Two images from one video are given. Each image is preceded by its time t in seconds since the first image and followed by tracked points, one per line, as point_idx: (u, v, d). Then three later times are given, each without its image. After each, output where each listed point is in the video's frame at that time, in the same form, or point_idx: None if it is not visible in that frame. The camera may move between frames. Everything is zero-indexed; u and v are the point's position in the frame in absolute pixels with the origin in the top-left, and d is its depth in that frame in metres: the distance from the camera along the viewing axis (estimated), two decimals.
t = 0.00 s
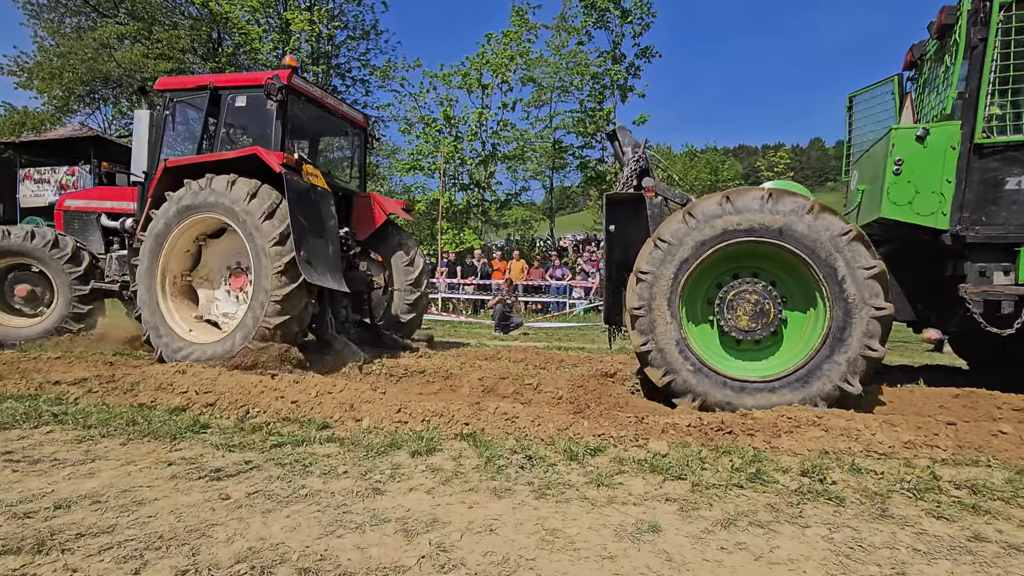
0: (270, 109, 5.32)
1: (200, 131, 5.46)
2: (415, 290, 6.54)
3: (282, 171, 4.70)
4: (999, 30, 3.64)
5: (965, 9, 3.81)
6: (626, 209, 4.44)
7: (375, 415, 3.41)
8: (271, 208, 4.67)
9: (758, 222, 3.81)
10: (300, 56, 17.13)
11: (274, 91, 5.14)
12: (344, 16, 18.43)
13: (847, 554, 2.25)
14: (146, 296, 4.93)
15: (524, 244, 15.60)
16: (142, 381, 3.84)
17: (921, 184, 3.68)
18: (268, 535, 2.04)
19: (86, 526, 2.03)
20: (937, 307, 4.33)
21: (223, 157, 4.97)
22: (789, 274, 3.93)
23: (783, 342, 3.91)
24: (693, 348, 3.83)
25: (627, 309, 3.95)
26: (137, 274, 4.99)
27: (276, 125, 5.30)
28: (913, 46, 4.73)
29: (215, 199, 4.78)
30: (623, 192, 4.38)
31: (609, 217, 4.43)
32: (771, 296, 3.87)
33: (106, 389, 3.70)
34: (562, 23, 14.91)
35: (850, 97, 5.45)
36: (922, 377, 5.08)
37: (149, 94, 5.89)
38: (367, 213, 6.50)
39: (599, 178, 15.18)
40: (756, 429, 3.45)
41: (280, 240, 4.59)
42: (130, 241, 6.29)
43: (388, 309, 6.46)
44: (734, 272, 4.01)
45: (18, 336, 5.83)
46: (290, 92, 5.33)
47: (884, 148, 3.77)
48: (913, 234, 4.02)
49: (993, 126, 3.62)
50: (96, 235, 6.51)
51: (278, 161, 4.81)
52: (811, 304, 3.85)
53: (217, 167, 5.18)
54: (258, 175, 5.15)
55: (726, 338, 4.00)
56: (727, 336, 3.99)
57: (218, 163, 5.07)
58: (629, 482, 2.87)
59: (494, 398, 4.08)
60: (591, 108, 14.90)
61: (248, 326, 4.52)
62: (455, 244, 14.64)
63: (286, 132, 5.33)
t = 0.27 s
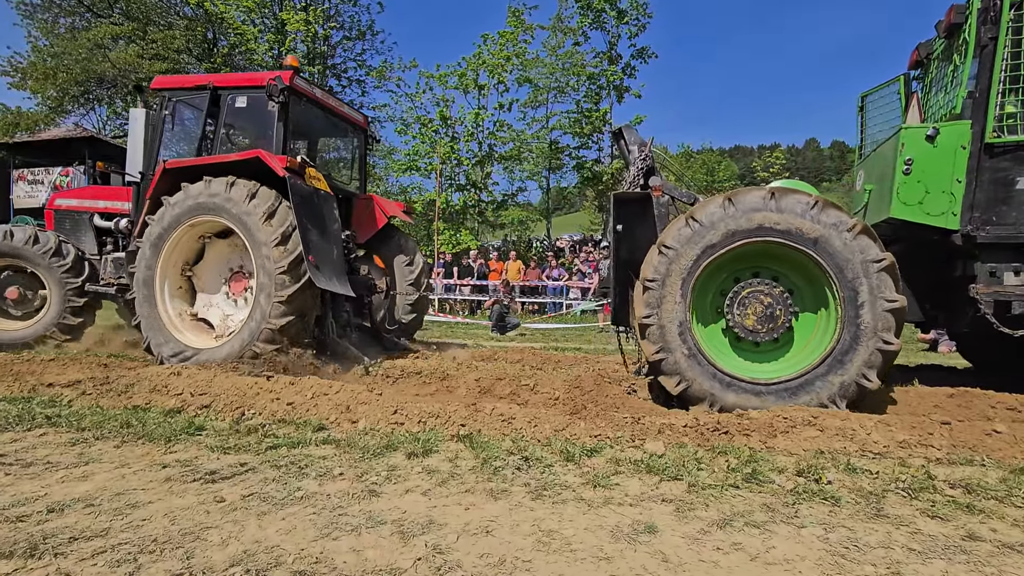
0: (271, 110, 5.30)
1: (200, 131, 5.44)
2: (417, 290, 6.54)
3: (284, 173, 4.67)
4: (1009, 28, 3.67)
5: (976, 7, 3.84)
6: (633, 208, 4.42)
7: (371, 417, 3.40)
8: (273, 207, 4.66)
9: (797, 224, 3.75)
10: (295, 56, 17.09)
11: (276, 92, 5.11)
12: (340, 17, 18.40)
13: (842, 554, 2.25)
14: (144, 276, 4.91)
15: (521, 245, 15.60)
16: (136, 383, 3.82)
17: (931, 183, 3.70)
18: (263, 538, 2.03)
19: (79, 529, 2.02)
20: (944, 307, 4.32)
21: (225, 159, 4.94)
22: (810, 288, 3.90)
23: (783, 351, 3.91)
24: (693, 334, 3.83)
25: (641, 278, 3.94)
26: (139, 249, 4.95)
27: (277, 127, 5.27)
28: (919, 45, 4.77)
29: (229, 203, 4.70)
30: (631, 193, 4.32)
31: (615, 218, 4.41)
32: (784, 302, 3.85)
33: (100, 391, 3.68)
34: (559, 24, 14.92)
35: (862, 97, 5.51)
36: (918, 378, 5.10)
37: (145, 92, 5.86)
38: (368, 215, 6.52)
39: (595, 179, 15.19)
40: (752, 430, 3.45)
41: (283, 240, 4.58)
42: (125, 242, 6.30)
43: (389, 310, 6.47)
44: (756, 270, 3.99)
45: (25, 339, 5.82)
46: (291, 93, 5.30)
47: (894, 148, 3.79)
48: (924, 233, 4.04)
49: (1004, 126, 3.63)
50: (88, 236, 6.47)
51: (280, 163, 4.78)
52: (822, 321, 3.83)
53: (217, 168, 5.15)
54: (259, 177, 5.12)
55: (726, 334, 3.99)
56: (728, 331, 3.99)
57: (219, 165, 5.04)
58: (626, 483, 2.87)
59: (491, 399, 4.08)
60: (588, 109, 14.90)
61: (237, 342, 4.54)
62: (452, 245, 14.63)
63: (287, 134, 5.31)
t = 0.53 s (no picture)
0: (272, 109, 5.29)
1: (201, 130, 5.44)
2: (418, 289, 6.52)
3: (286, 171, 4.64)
4: (1013, 25, 3.71)
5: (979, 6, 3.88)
6: (636, 208, 4.46)
7: (370, 417, 3.39)
8: (271, 203, 4.65)
9: (833, 231, 3.71)
10: (293, 56, 17.07)
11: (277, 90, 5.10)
12: (338, 17, 18.38)
13: (840, 553, 2.26)
14: (147, 255, 4.89)
15: (519, 245, 15.60)
16: (133, 384, 3.81)
17: (937, 181, 3.70)
18: (261, 539, 2.03)
19: (76, 531, 2.02)
20: (949, 306, 4.42)
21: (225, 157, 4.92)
22: (822, 302, 3.90)
23: (780, 355, 3.91)
24: (695, 316, 3.84)
25: (661, 247, 3.94)
26: (150, 224, 4.93)
27: (278, 125, 5.27)
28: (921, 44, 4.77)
29: (241, 211, 4.64)
30: (635, 192, 4.38)
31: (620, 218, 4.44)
32: (793, 307, 3.84)
33: (97, 392, 3.67)
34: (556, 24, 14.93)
35: (862, 96, 5.51)
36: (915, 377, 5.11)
37: (143, 91, 5.85)
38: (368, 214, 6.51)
39: (593, 179, 15.19)
40: (750, 429, 3.45)
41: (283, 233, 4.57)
42: (124, 242, 6.29)
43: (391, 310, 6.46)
44: (775, 270, 3.97)
45: (35, 336, 5.83)
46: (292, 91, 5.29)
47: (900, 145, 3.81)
48: (929, 231, 4.05)
49: (1010, 123, 3.66)
50: (87, 236, 6.45)
51: (282, 161, 4.77)
52: (826, 335, 3.83)
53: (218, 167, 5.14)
54: (260, 175, 5.11)
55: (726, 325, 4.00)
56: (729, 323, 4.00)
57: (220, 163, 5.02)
58: (624, 483, 2.87)
59: (490, 399, 4.07)
60: (585, 109, 14.91)
61: (223, 349, 4.55)
62: (449, 245, 14.63)
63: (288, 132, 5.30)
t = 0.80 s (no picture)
0: (278, 111, 5.29)
1: (207, 133, 5.45)
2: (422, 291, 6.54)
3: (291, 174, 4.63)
4: (1020, 25, 3.69)
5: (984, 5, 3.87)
6: (643, 209, 4.46)
7: (371, 418, 3.39)
8: (274, 202, 4.62)
9: (865, 246, 3.67)
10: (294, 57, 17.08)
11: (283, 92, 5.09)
12: (338, 17, 18.39)
13: (842, 553, 2.25)
14: (157, 239, 4.87)
15: (519, 245, 15.61)
16: (135, 385, 3.80)
17: (945, 182, 3.70)
18: (263, 540, 2.02)
19: (79, 532, 2.01)
20: (955, 307, 4.47)
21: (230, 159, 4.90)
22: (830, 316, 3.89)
23: (776, 358, 3.92)
24: (704, 299, 3.84)
25: (689, 224, 3.92)
26: (168, 208, 4.90)
27: (284, 127, 5.26)
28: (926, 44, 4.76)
29: (258, 220, 4.59)
30: (640, 193, 4.38)
31: (626, 219, 4.44)
32: (800, 314, 3.83)
33: (98, 393, 3.67)
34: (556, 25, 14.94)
35: (860, 98, 5.50)
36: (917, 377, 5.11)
37: (146, 93, 5.84)
38: (371, 215, 6.49)
39: (593, 179, 15.20)
40: (751, 429, 3.45)
41: (287, 233, 4.54)
42: (126, 244, 6.24)
43: (396, 312, 6.49)
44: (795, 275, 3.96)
45: (42, 332, 5.83)
46: (298, 93, 5.28)
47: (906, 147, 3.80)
48: (936, 232, 4.05)
49: (1017, 123, 3.65)
50: (90, 237, 6.46)
51: (288, 164, 4.75)
52: (826, 348, 3.84)
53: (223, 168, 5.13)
54: (265, 178, 5.10)
55: (729, 317, 4.01)
56: (733, 315, 4.00)
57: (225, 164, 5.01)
58: (626, 484, 2.87)
59: (491, 400, 4.08)
60: (585, 109, 14.91)
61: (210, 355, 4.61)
62: (450, 246, 14.64)
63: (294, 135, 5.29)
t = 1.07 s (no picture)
0: (282, 112, 5.30)
1: (214, 136, 5.46)
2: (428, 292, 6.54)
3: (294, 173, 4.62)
4: None
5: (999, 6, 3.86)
6: (651, 212, 4.45)
7: (376, 421, 3.38)
8: (278, 202, 4.63)
9: (895, 272, 3.61)
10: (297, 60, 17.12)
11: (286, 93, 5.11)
12: (341, 20, 18.45)
13: (850, 558, 2.24)
14: (174, 224, 4.86)
15: (522, 248, 15.61)
16: (140, 388, 3.81)
17: (958, 183, 3.69)
18: (270, 545, 2.02)
19: (86, 536, 2.01)
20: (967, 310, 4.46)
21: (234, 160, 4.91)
22: (837, 332, 3.87)
23: (774, 358, 3.92)
24: (720, 282, 3.82)
25: (728, 206, 3.88)
26: (193, 196, 4.86)
27: (288, 128, 5.26)
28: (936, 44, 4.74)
29: (273, 234, 4.55)
30: (651, 194, 4.33)
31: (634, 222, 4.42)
32: (809, 322, 3.81)
33: (103, 396, 3.67)
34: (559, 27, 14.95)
35: (870, 98, 5.50)
36: (924, 381, 5.08)
37: (153, 97, 5.86)
38: (377, 217, 6.49)
39: (596, 182, 15.20)
40: (757, 433, 3.43)
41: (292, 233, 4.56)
42: (134, 247, 6.22)
43: (402, 314, 6.50)
44: (817, 283, 3.93)
45: (43, 331, 5.80)
46: (301, 94, 5.30)
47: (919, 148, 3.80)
48: (951, 233, 4.04)
49: None
50: (98, 241, 6.48)
51: (291, 164, 4.75)
52: (826, 361, 3.83)
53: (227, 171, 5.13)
54: (269, 179, 5.10)
55: (737, 308, 4.00)
56: (743, 306, 3.99)
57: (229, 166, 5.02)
58: (631, 488, 2.85)
59: (495, 403, 4.07)
60: (589, 112, 14.91)
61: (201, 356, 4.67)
62: (453, 248, 14.64)
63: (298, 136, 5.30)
